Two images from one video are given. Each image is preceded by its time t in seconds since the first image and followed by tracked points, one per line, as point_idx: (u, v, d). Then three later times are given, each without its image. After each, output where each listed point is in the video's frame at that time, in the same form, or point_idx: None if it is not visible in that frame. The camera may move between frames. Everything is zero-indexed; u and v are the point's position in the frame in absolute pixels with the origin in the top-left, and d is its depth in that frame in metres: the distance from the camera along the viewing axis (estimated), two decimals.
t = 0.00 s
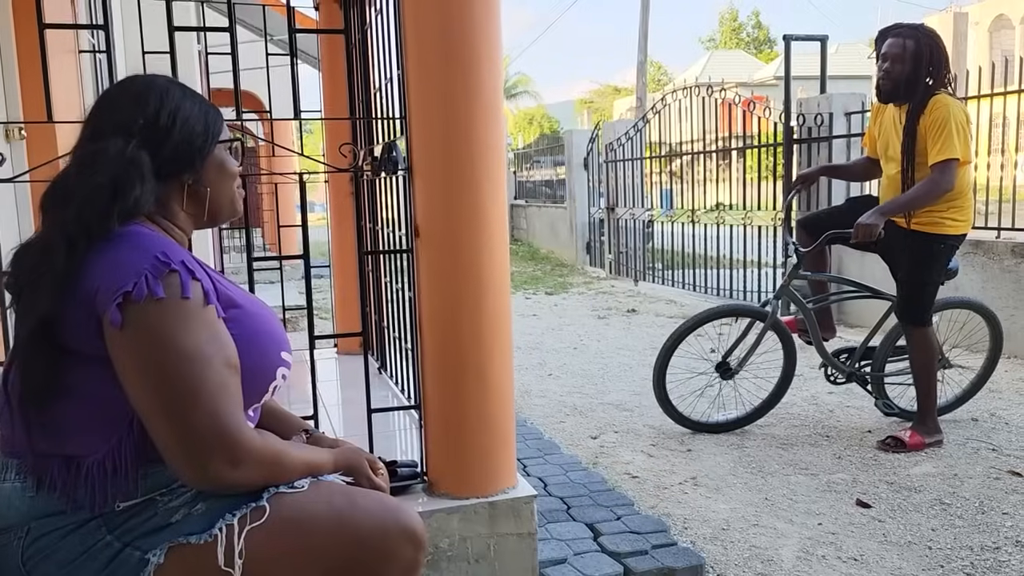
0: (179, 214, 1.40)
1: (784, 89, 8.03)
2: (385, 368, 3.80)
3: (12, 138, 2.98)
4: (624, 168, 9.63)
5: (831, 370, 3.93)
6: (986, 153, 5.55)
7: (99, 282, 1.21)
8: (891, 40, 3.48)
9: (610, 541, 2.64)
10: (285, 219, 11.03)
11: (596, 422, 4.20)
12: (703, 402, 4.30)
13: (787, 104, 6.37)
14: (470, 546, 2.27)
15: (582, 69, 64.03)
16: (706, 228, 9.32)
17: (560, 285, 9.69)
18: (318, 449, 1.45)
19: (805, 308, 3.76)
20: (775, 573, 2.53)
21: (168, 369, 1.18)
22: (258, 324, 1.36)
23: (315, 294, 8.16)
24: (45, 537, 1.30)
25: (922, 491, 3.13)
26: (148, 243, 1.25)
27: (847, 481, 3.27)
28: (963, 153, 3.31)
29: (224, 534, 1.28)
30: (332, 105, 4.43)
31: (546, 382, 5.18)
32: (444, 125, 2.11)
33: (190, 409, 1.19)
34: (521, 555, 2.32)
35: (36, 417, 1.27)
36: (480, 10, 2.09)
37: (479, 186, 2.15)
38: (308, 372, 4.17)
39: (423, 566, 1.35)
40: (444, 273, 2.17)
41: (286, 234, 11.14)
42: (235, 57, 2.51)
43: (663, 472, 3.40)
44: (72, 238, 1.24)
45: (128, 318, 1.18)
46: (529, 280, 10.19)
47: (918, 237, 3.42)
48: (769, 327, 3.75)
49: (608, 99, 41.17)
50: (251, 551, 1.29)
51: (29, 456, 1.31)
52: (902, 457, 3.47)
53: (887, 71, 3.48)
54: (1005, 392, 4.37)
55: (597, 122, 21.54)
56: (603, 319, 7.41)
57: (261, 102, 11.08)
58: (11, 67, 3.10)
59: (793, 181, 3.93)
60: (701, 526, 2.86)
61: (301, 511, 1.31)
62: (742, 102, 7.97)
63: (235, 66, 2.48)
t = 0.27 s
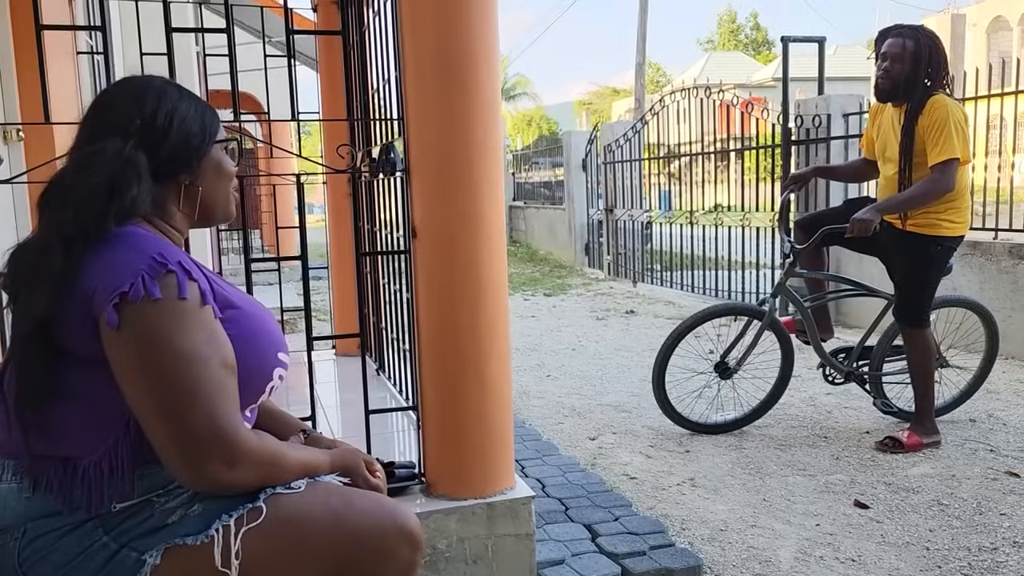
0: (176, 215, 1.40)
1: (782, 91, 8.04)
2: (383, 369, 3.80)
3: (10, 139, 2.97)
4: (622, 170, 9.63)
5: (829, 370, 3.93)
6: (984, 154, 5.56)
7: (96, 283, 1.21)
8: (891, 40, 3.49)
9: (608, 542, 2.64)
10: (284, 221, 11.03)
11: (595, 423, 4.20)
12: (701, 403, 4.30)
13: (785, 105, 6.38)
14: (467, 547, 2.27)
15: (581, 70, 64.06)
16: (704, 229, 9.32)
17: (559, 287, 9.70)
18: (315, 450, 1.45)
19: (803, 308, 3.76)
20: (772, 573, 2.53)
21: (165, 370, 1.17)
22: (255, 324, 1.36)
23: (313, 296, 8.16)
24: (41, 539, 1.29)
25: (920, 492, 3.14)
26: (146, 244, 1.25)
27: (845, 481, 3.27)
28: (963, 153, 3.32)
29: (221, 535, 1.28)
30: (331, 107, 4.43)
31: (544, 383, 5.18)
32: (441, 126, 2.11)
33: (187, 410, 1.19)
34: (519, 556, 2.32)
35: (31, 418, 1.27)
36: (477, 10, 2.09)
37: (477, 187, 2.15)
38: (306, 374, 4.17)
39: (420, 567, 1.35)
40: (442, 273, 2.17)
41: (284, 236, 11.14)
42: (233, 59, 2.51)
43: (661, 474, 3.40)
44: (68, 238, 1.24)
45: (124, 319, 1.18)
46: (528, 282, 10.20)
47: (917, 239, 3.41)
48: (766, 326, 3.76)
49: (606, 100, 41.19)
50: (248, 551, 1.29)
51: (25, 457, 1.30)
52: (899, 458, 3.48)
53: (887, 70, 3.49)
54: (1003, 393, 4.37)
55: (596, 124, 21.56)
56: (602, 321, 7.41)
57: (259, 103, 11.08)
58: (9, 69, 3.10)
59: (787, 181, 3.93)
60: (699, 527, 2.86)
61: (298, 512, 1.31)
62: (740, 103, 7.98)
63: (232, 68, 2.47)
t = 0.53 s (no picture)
0: (177, 216, 1.40)
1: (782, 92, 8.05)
2: (382, 370, 3.81)
3: (10, 141, 2.98)
4: (622, 171, 9.64)
5: (827, 371, 3.93)
6: (983, 155, 5.56)
7: (96, 284, 1.21)
8: (890, 40, 3.49)
9: (608, 542, 2.64)
10: (283, 222, 11.03)
11: (594, 424, 4.20)
12: (700, 403, 4.31)
13: (784, 106, 6.38)
14: (467, 548, 2.27)
15: (580, 72, 64.09)
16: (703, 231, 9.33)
17: (558, 288, 9.69)
18: (315, 451, 1.45)
19: (801, 307, 3.76)
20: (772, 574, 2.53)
21: (166, 369, 1.18)
22: (256, 325, 1.37)
23: (312, 297, 8.15)
24: (41, 539, 1.30)
25: (920, 492, 3.14)
26: (147, 245, 1.25)
27: (845, 482, 3.27)
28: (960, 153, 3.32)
29: (221, 535, 1.28)
30: (330, 108, 4.43)
31: (543, 384, 5.19)
32: (440, 127, 2.11)
33: (188, 409, 1.19)
34: (520, 557, 2.32)
35: (31, 419, 1.27)
36: (476, 11, 2.09)
37: (476, 187, 2.15)
38: (305, 375, 4.17)
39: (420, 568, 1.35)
40: (441, 275, 2.17)
41: (283, 237, 11.14)
42: (233, 61, 2.50)
43: (661, 474, 3.40)
44: (68, 239, 1.24)
45: (125, 320, 1.18)
46: (527, 283, 10.20)
47: (916, 240, 3.42)
48: (763, 325, 3.78)
49: (605, 102, 41.22)
50: (248, 552, 1.29)
51: (26, 458, 1.31)
52: (899, 458, 3.48)
53: (885, 72, 3.49)
54: (1002, 394, 4.37)
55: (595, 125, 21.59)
56: (601, 322, 7.42)
57: (259, 105, 11.09)
58: (8, 70, 3.10)
59: (783, 183, 3.92)
60: (699, 528, 2.86)
61: (297, 512, 1.31)
62: (739, 104, 7.99)
63: (232, 69, 2.47)
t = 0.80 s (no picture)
0: (177, 218, 1.41)
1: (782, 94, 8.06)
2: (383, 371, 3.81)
3: (11, 142, 2.99)
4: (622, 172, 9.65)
5: (826, 371, 3.94)
6: (983, 156, 5.57)
7: (97, 286, 1.21)
8: (890, 42, 3.50)
9: (608, 543, 2.65)
10: (283, 224, 11.04)
11: (594, 425, 4.20)
12: (700, 404, 4.31)
13: (784, 108, 6.39)
14: (467, 549, 2.27)
15: (580, 73, 64.13)
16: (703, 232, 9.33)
17: (559, 289, 9.70)
18: (315, 452, 1.45)
19: (799, 308, 3.77)
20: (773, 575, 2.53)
21: (167, 370, 1.18)
22: (256, 326, 1.37)
23: (313, 299, 8.16)
24: (44, 540, 1.30)
25: (920, 493, 3.14)
26: (147, 247, 1.25)
27: (845, 483, 3.28)
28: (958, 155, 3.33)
29: (222, 536, 1.28)
30: (331, 109, 4.43)
31: (544, 386, 5.19)
32: (440, 128, 2.12)
33: (188, 410, 1.20)
34: (520, 558, 2.33)
35: (33, 421, 1.27)
36: (476, 13, 2.10)
37: (476, 189, 2.15)
38: (306, 376, 4.18)
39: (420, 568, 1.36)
40: (441, 276, 2.17)
41: (284, 238, 11.15)
42: (234, 62, 2.51)
43: (661, 475, 3.40)
44: (69, 241, 1.25)
45: (125, 321, 1.18)
46: (527, 284, 10.20)
47: (916, 241, 3.42)
48: (761, 325, 3.79)
49: (606, 103, 41.24)
50: (248, 552, 1.29)
51: (28, 458, 1.31)
52: (899, 459, 3.48)
53: (885, 73, 3.50)
54: (1003, 395, 4.37)
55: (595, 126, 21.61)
56: (602, 323, 7.42)
57: (259, 106, 11.11)
58: (9, 71, 3.11)
59: (779, 185, 3.92)
60: (699, 529, 2.86)
61: (298, 513, 1.32)
62: (740, 106, 8.00)
63: (232, 71, 2.47)
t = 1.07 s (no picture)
0: (180, 218, 1.41)
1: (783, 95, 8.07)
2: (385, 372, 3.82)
3: (14, 143, 2.99)
4: (623, 173, 9.65)
5: (826, 372, 3.94)
6: (985, 157, 5.57)
7: (100, 286, 1.21)
8: (894, 44, 3.51)
9: (610, 544, 2.65)
10: (285, 225, 11.05)
11: (596, 426, 4.20)
12: (701, 405, 4.32)
13: (786, 109, 6.39)
14: (469, 549, 2.27)
15: (581, 75, 64.17)
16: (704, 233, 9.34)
17: (560, 290, 9.71)
18: (317, 452, 1.45)
19: (798, 308, 3.77)
20: None
21: (169, 370, 1.18)
22: (258, 326, 1.37)
23: (315, 300, 8.17)
24: (47, 539, 1.30)
25: (922, 494, 3.14)
26: (150, 247, 1.26)
27: (847, 484, 3.28)
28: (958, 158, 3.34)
29: (224, 535, 1.28)
30: (332, 111, 4.43)
31: (545, 386, 5.19)
32: (443, 129, 2.12)
33: (191, 410, 1.20)
34: (522, 559, 2.33)
35: (37, 421, 1.28)
36: (479, 14, 2.10)
37: (478, 189, 2.16)
38: (308, 377, 4.18)
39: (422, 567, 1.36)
40: (442, 276, 2.18)
41: (286, 240, 11.17)
42: (236, 63, 2.51)
43: (663, 476, 3.40)
44: (72, 241, 1.25)
45: (128, 320, 1.19)
46: (528, 286, 10.21)
47: (915, 242, 3.42)
48: (760, 326, 3.79)
49: (607, 104, 41.28)
50: (251, 552, 1.29)
51: (31, 458, 1.32)
52: (901, 460, 3.48)
53: (887, 74, 3.50)
54: (1004, 396, 4.37)
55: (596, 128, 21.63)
56: (603, 324, 7.42)
57: (261, 108, 11.13)
58: (12, 72, 3.11)
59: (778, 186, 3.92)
60: (701, 530, 2.86)
61: (300, 512, 1.32)
62: (741, 107, 8.00)
63: (234, 72, 2.47)
